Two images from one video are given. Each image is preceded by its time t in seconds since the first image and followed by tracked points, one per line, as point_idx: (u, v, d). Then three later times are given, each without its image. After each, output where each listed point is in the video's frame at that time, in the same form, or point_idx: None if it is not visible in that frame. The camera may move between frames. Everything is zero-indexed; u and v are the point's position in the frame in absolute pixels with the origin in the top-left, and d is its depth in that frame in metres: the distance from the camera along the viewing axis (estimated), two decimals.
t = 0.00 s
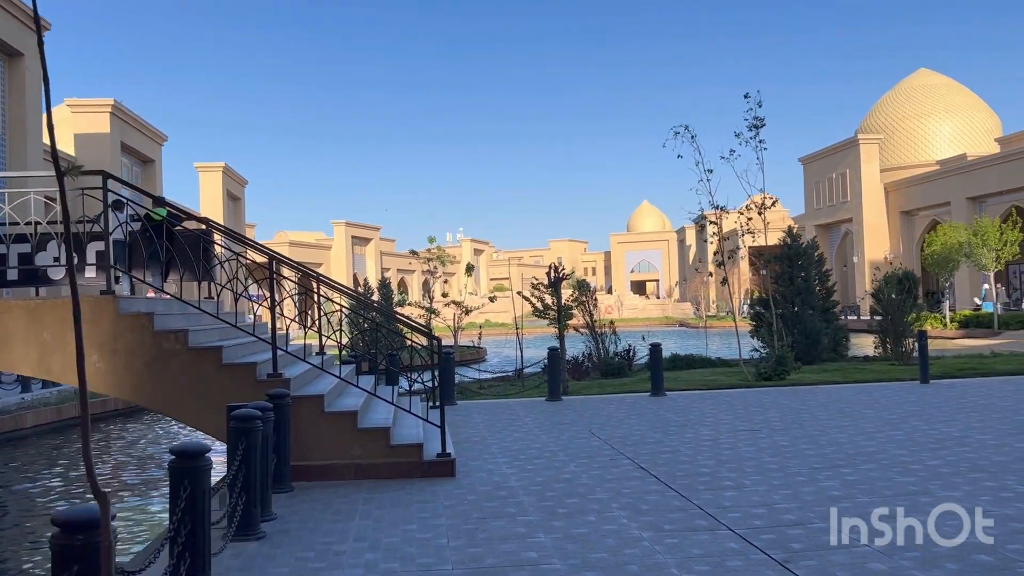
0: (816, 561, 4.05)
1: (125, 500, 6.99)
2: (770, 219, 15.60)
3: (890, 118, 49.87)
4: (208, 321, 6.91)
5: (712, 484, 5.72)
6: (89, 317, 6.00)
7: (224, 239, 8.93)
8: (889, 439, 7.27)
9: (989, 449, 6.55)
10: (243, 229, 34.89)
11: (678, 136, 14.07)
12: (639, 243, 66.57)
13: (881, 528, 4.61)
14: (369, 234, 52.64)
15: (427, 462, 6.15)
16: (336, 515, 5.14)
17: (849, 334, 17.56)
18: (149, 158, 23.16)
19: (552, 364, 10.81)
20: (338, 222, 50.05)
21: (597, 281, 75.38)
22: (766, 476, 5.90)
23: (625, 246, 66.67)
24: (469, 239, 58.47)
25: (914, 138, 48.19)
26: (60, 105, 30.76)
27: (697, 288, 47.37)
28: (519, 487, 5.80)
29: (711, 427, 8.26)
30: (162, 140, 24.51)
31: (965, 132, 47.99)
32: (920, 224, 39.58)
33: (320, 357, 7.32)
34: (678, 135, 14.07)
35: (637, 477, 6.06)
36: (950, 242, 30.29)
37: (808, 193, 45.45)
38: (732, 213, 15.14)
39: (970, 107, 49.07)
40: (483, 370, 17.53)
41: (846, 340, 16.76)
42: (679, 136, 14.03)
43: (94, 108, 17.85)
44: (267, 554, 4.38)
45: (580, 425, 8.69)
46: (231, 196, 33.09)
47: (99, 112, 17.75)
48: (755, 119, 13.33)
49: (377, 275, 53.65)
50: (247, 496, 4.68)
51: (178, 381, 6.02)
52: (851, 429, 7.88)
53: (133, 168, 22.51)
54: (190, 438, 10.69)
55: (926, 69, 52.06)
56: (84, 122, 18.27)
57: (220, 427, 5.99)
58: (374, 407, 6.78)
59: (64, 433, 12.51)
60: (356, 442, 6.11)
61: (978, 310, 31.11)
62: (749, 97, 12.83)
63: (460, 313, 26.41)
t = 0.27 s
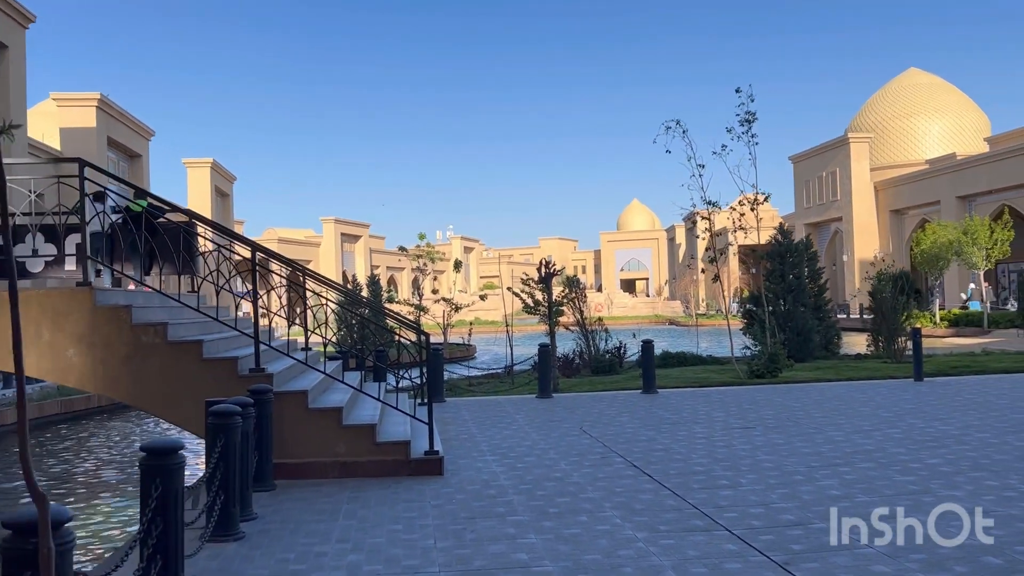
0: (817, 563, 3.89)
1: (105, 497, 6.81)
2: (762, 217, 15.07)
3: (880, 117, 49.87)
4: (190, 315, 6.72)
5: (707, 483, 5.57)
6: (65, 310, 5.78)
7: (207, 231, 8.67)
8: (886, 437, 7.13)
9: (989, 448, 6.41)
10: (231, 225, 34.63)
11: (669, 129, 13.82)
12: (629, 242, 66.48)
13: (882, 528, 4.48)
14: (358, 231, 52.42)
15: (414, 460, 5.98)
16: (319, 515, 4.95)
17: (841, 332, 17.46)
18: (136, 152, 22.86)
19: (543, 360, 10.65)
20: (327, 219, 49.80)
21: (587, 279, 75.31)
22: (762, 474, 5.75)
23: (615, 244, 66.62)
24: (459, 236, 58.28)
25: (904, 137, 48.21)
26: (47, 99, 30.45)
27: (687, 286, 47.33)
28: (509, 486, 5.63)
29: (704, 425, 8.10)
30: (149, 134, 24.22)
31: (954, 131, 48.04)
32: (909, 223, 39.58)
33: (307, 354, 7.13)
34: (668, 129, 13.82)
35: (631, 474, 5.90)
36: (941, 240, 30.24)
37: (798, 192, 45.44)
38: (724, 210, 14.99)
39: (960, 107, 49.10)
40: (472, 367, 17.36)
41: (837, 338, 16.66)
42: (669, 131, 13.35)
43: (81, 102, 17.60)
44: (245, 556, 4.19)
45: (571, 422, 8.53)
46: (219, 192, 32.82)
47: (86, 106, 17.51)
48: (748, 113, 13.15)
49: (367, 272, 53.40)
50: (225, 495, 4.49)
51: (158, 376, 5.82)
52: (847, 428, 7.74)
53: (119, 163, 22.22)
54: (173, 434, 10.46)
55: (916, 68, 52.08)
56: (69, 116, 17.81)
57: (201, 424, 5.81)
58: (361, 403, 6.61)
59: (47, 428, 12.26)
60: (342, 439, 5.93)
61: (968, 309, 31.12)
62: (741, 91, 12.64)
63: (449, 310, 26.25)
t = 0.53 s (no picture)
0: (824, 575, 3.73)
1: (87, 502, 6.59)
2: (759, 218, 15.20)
3: (876, 116, 49.79)
4: (174, 314, 6.52)
5: (707, 489, 5.39)
6: (41, 308, 5.56)
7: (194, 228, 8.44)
8: (888, 441, 6.98)
9: (994, 452, 6.27)
10: (224, 223, 34.37)
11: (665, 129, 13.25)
12: (624, 240, 66.31)
13: (881, 528, 4.46)
14: (352, 229, 52.18)
15: (405, 464, 5.80)
16: (305, 522, 4.76)
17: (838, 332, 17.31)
18: (128, 149, 22.61)
19: (537, 361, 10.47)
20: (321, 217, 49.54)
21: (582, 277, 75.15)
22: (764, 480, 5.58)
23: (610, 243, 66.46)
24: (453, 235, 58.07)
25: (900, 137, 48.14)
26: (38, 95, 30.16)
27: (682, 285, 47.20)
28: (502, 491, 5.45)
29: (702, 427, 7.93)
30: (141, 130, 23.97)
31: (950, 131, 47.98)
32: (904, 223, 39.50)
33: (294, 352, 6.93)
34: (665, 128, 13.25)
35: (628, 479, 5.72)
36: (937, 240, 30.12)
37: (794, 191, 45.34)
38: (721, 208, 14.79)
39: (956, 107, 49.04)
40: (465, 366, 17.18)
41: (834, 338, 16.51)
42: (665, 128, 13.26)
43: (71, 97, 17.35)
44: (225, 567, 3.99)
45: (566, 424, 8.35)
46: (212, 189, 32.58)
47: (76, 101, 17.25)
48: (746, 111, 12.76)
49: (361, 270, 53.15)
50: (204, 502, 4.29)
51: (139, 377, 5.63)
52: (847, 430, 7.58)
53: (110, 159, 21.97)
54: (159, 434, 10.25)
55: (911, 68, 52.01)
56: (60, 112, 17.55)
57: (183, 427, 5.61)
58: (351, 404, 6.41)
59: (33, 427, 12.04)
60: (329, 442, 5.74)
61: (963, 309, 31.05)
62: (737, 86, 12.42)
63: (443, 309, 26.05)
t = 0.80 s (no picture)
0: None
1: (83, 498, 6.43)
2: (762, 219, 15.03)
3: (875, 116, 49.64)
4: (166, 311, 6.36)
5: (712, 494, 5.22)
6: (27, 305, 5.39)
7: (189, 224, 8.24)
8: (896, 444, 6.83)
9: (1004, 455, 6.12)
10: (222, 221, 34.19)
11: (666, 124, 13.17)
12: (622, 240, 66.13)
13: (881, 528, 4.44)
14: (350, 227, 52.01)
15: (401, 466, 5.64)
16: (297, 528, 4.60)
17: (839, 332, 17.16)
18: (125, 146, 22.41)
19: (537, 361, 10.31)
20: (319, 215, 49.34)
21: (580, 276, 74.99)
22: (771, 484, 5.42)
23: (608, 242, 66.29)
24: (452, 233, 57.89)
25: (899, 136, 48.00)
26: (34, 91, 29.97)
27: (681, 285, 47.06)
28: (501, 495, 5.28)
29: (705, 429, 7.75)
30: (138, 127, 23.78)
31: (950, 131, 47.87)
32: (904, 223, 39.35)
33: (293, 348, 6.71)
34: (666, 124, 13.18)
35: (630, 483, 5.56)
36: (938, 239, 29.94)
37: (793, 190, 45.20)
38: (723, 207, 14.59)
39: (956, 106, 48.91)
40: (464, 365, 17.03)
41: (836, 338, 16.36)
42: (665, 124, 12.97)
43: (67, 94, 17.15)
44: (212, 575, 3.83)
45: (566, 425, 8.19)
46: (210, 187, 32.40)
47: (72, 97, 17.04)
48: (748, 107, 12.58)
49: (359, 269, 52.96)
50: (192, 508, 4.13)
51: (127, 376, 5.46)
52: (854, 433, 7.42)
53: (107, 156, 21.77)
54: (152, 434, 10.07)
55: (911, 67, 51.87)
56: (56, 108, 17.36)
57: (172, 428, 5.44)
58: (348, 405, 6.25)
59: (24, 426, 11.86)
60: (323, 444, 5.58)
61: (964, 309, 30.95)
62: (740, 83, 12.26)
63: (441, 307, 25.88)
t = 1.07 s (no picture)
0: None
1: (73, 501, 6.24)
2: (768, 217, 14.84)
3: (878, 115, 49.43)
4: (158, 310, 6.18)
5: (722, 501, 5.03)
6: (13, 304, 5.21)
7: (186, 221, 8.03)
8: (908, 448, 6.63)
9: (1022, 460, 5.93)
10: (222, 219, 34.02)
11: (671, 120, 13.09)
12: (624, 239, 65.94)
13: (881, 528, 4.44)
14: (351, 226, 51.82)
15: (399, 471, 5.45)
16: (290, 536, 4.41)
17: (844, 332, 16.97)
18: (125, 143, 22.23)
19: (539, 361, 10.12)
20: (320, 214, 49.16)
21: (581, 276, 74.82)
22: (782, 491, 5.23)
23: (610, 241, 66.10)
24: (453, 232, 57.72)
25: (902, 136, 47.79)
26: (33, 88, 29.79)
27: (683, 284, 46.87)
28: (503, 501, 5.09)
29: (712, 431, 7.55)
30: (138, 124, 23.61)
31: (953, 130, 47.65)
32: (907, 222, 39.12)
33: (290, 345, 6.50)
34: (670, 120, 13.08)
35: (637, 489, 5.37)
36: (942, 239, 29.74)
37: (796, 189, 45.01)
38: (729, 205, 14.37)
39: (959, 105, 48.69)
40: (464, 365, 16.85)
41: (841, 338, 16.17)
42: (672, 121, 13.07)
43: (66, 90, 16.95)
44: None
45: (569, 427, 8.00)
46: (210, 185, 32.23)
47: (71, 94, 16.85)
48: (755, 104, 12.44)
49: (359, 268, 52.78)
50: (179, 516, 3.94)
51: (116, 376, 5.27)
52: (865, 436, 7.22)
53: (106, 154, 21.59)
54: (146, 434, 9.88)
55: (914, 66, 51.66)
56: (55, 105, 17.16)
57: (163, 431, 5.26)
58: (345, 406, 6.07)
59: (18, 426, 11.66)
60: (319, 448, 5.39)
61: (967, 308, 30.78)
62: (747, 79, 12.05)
63: (442, 306, 25.72)
